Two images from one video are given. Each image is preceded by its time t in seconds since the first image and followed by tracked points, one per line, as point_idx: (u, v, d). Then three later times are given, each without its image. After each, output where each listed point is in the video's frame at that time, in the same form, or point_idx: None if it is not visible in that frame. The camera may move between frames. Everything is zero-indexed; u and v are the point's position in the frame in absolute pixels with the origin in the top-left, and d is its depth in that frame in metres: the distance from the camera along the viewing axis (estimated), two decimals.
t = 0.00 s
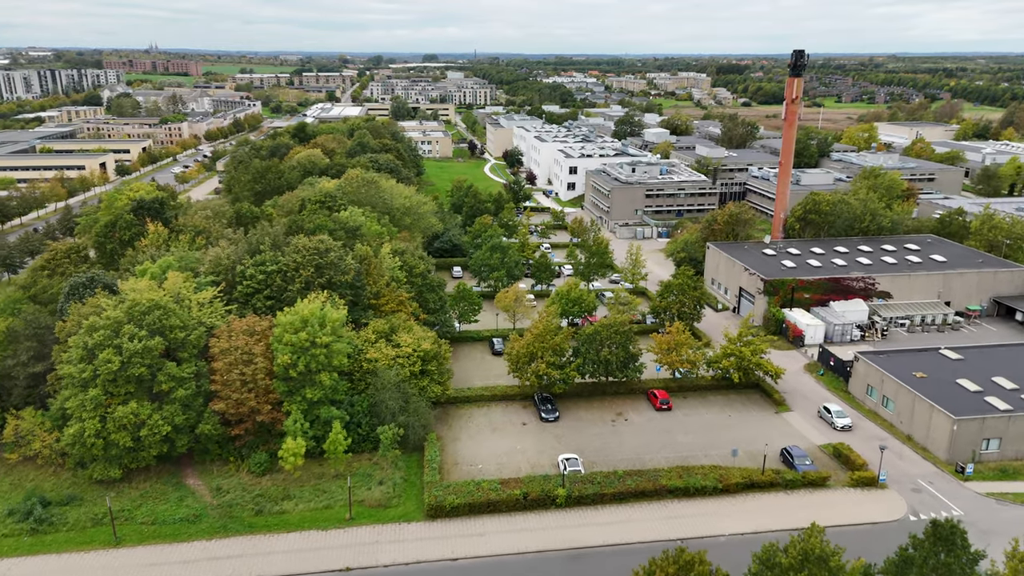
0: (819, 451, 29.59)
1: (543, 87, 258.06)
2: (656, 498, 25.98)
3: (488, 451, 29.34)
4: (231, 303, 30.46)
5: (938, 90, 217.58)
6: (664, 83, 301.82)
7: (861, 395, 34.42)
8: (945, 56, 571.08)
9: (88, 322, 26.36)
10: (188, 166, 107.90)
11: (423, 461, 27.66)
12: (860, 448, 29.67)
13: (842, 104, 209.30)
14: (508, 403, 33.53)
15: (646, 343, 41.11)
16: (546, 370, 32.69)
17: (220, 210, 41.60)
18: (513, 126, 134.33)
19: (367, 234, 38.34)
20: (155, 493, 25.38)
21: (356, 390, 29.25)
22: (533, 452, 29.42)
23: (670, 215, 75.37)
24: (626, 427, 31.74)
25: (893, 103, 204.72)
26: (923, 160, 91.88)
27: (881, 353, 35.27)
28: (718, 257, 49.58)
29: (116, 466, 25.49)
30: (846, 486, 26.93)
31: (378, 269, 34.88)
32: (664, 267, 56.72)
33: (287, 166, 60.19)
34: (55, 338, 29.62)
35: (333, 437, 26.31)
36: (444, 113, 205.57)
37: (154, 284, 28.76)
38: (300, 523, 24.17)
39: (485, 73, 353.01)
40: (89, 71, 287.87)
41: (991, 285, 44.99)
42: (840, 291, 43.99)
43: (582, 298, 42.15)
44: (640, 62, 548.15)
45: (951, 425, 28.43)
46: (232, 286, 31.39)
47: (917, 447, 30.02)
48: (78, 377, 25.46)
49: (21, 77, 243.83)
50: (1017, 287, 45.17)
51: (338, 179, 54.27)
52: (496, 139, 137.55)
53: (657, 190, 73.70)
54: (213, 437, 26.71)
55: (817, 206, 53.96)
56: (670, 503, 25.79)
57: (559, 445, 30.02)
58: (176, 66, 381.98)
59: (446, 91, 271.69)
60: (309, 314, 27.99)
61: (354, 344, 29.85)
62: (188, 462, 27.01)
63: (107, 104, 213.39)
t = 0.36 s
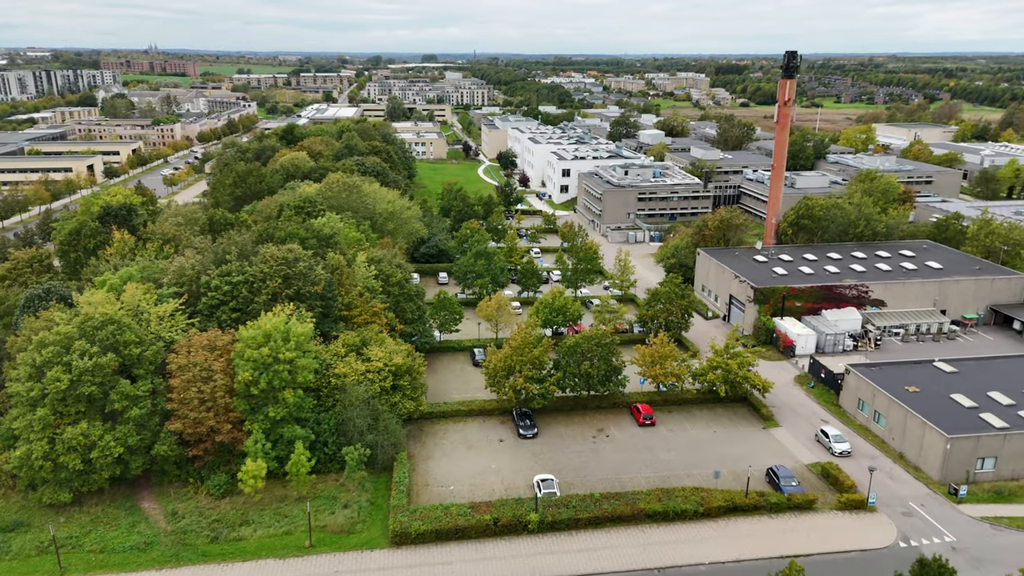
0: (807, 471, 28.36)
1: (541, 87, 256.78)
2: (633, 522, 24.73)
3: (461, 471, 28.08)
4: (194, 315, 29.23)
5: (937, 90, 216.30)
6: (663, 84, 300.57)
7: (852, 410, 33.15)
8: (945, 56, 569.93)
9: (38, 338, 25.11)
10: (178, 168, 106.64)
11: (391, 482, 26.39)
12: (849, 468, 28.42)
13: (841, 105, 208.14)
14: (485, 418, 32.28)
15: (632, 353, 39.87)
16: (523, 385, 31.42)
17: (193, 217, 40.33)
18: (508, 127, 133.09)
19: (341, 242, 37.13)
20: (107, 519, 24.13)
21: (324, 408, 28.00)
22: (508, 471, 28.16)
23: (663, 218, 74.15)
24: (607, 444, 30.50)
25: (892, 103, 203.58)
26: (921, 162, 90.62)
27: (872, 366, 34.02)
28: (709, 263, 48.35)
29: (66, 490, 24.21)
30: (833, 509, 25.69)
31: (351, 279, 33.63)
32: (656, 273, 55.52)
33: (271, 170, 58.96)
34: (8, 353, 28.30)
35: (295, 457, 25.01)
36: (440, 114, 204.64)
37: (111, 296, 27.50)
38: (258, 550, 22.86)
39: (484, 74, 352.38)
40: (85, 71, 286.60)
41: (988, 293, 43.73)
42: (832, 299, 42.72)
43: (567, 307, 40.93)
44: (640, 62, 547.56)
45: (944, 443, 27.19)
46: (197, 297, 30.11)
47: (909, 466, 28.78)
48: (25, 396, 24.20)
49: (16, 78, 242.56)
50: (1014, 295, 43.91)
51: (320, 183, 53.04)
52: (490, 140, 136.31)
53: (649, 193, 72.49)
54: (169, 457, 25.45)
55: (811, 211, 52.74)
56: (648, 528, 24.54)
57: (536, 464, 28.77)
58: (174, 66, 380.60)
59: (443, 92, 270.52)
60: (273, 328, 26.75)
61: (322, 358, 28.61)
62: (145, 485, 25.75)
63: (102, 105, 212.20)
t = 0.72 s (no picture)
0: (788, 489, 27.24)
1: (538, 87, 255.68)
2: (603, 546, 23.62)
3: (428, 490, 26.96)
4: (151, 327, 28.15)
5: (936, 90, 215.12)
6: (660, 84, 299.43)
7: (838, 424, 32.03)
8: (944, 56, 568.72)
9: None
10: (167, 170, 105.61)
11: (352, 503, 25.25)
12: (833, 487, 27.28)
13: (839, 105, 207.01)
14: (457, 433, 31.18)
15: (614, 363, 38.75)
16: (495, 399, 30.26)
17: (161, 223, 39.31)
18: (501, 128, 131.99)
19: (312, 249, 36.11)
20: (51, 542, 23.03)
21: (284, 424, 26.92)
22: (477, 490, 27.04)
23: (654, 221, 73.15)
24: (581, 460, 29.39)
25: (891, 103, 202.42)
26: (917, 163, 89.52)
27: (859, 378, 32.89)
28: (696, 269, 47.23)
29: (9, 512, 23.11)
30: (813, 531, 24.58)
31: (319, 288, 32.60)
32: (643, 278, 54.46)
33: (252, 172, 57.88)
34: None
35: (250, 477, 23.86)
36: (436, 114, 203.65)
37: (61, 309, 26.41)
38: None
39: (483, 74, 351.70)
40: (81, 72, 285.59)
41: (980, 300, 42.63)
42: (820, 307, 41.58)
43: (548, 315, 39.85)
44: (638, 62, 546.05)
45: (931, 462, 26.05)
46: (155, 308, 28.98)
47: (894, 484, 27.66)
48: None
49: (11, 78, 241.43)
50: (1007, 302, 42.82)
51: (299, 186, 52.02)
52: (484, 141, 135.28)
53: (640, 196, 71.57)
54: (119, 477, 24.33)
55: (800, 216, 51.68)
56: (618, 552, 23.43)
57: (507, 482, 27.65)
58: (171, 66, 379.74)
59: (440, 92, 269.45)
60: (229, 341, 25.65)
61: (283, 373, 27.53)
62: (95, 505, 24.68)
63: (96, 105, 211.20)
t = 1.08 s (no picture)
0: (763, 508, 26.22)
1: (535, 87, 254.58)
2: (566, 570, 22.60)
3: (389, 509, 25.91)
4: (102, 339, 27.12)
5: (934, 90, 213.86)
6: (658, 84, 298.17)
7: (819, 438, 30.96)
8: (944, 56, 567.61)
9: None
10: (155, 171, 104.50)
11: (307, 524, 24.17)
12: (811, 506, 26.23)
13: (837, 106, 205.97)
14: (424, 448, 30.14)
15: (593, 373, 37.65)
16: (462, 413, 29.21)
17: (126, 228, 38.31)
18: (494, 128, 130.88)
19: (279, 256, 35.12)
20: None
21: (240, 440, 25.90)
22: (440, 510, 25.99)
23: (643, 224, 72.10)
24: (551, 477, 28.36)
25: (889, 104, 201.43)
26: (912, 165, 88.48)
27: (841, 390, 31.85)
28: (680, 275, 46.19)
29: None
30: (787, 554, 23.54)
31: (284, 298, 31.63)
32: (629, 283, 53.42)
33: (231, 175, 56.83)
34: None
35: (198, 498, 22.79)
36: (432, 115, 202.67)
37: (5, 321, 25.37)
38: None
39: (480, 74, 350.70)
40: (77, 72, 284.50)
41: (969, 308, 41.59)
42: (806, 314, 40.49)
43: (525, 323, 38.81)
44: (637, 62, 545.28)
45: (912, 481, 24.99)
46: (108, 319, 27.96)
47: (874, 503, 26.63)
48: None
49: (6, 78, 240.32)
50: (997, 310, 41.79)
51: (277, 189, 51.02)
52: (478, 141, 134.25)
53: (629, 198, 70.49)
54: (61, 498, 23.26)
55: (787, 220, 50.65)
56: None
57: (472, 501, 26.60)
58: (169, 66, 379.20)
59: (437, 92, 268.41)
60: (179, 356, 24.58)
61: (239, 387, 26.53)
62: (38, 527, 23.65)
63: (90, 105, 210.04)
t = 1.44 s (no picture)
0: (737, 529, 25.21)
1: (533, 87, 253.42)
2: None
3: (348, 530, 24.90)
4: (52, 353, 26.17)
5: (933, 90, 212.76)
6: (657, 84, 297.16)
7: (800, 454, 29.91)
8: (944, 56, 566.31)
9: None
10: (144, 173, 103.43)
11: (259, 548, 23.15)
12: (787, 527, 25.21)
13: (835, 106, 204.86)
14: (390, 464, 29.10)
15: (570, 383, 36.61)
16: (428, 428, 28.13)
17: (91, 235, 37.37)
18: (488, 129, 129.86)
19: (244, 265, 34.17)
20: None
21: (192, 459, 24.90)
22: (401, 531, 24.97)
23: (633, 227, 71.03)
24: (519, 495, 27.34)
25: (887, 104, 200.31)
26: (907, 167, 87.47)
27: (822, 403, 30.82)
28: (664, 281, 45.15)
29: None
30: None
31: (246, 309, 30.69)
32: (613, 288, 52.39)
33: (210, 178, 55.80)
34: None
35: (142, 522, 21.78)
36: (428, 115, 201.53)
37: None
38: None
39: (478, 74, 349.52)
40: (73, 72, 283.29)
41: (958, 315, 40.57)
42: (791, 322, 39.44)
43: (501, 332, 37.78)
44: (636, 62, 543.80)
45: (891, 501, 23.95)
46: (59, 331, 27.00)
47: (853, 523, 25.61)
48: None
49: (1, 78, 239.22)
50: (987, 317, 40.78)
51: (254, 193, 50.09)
52: (471, 142, 133.17)
53: (618, 201, 69.42)
54: None
55: (775, 225, 49.60)
56: None
57: (435, 522, 25.58)
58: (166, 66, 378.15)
59: (434, 92, 267.24)
60: (126, 371, 23.58)
61: (192, 403, 25.58)
62: None
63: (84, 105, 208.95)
